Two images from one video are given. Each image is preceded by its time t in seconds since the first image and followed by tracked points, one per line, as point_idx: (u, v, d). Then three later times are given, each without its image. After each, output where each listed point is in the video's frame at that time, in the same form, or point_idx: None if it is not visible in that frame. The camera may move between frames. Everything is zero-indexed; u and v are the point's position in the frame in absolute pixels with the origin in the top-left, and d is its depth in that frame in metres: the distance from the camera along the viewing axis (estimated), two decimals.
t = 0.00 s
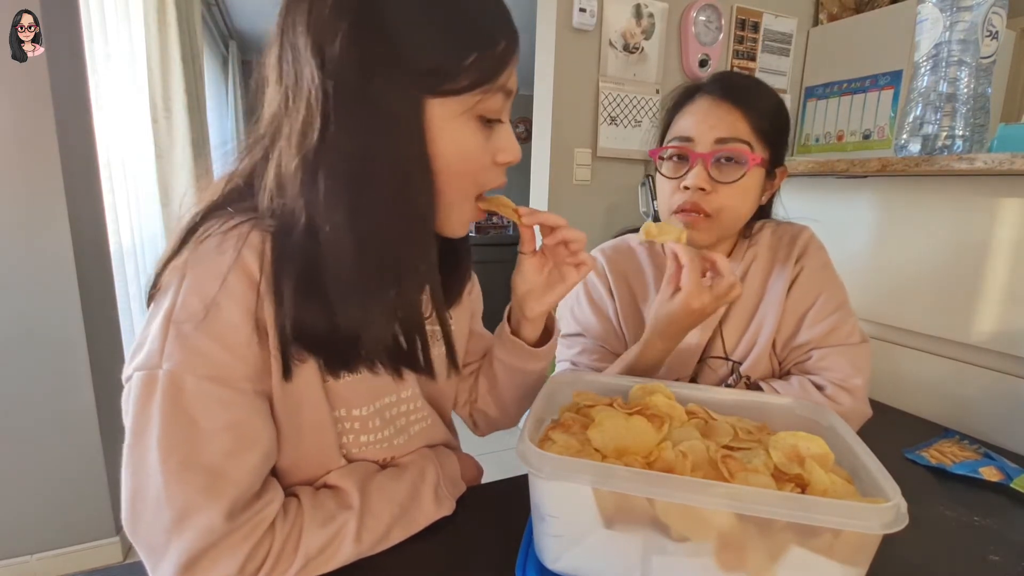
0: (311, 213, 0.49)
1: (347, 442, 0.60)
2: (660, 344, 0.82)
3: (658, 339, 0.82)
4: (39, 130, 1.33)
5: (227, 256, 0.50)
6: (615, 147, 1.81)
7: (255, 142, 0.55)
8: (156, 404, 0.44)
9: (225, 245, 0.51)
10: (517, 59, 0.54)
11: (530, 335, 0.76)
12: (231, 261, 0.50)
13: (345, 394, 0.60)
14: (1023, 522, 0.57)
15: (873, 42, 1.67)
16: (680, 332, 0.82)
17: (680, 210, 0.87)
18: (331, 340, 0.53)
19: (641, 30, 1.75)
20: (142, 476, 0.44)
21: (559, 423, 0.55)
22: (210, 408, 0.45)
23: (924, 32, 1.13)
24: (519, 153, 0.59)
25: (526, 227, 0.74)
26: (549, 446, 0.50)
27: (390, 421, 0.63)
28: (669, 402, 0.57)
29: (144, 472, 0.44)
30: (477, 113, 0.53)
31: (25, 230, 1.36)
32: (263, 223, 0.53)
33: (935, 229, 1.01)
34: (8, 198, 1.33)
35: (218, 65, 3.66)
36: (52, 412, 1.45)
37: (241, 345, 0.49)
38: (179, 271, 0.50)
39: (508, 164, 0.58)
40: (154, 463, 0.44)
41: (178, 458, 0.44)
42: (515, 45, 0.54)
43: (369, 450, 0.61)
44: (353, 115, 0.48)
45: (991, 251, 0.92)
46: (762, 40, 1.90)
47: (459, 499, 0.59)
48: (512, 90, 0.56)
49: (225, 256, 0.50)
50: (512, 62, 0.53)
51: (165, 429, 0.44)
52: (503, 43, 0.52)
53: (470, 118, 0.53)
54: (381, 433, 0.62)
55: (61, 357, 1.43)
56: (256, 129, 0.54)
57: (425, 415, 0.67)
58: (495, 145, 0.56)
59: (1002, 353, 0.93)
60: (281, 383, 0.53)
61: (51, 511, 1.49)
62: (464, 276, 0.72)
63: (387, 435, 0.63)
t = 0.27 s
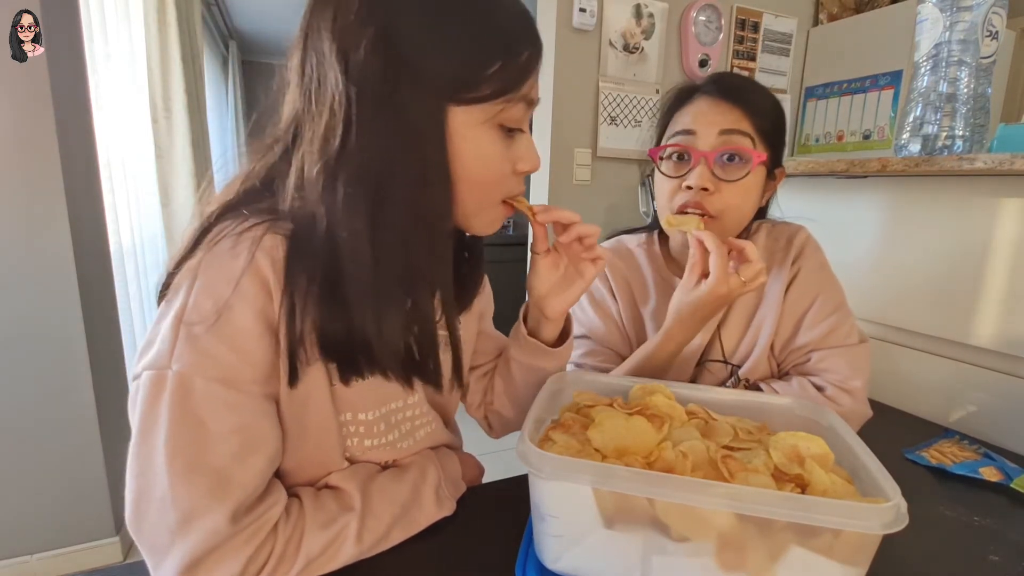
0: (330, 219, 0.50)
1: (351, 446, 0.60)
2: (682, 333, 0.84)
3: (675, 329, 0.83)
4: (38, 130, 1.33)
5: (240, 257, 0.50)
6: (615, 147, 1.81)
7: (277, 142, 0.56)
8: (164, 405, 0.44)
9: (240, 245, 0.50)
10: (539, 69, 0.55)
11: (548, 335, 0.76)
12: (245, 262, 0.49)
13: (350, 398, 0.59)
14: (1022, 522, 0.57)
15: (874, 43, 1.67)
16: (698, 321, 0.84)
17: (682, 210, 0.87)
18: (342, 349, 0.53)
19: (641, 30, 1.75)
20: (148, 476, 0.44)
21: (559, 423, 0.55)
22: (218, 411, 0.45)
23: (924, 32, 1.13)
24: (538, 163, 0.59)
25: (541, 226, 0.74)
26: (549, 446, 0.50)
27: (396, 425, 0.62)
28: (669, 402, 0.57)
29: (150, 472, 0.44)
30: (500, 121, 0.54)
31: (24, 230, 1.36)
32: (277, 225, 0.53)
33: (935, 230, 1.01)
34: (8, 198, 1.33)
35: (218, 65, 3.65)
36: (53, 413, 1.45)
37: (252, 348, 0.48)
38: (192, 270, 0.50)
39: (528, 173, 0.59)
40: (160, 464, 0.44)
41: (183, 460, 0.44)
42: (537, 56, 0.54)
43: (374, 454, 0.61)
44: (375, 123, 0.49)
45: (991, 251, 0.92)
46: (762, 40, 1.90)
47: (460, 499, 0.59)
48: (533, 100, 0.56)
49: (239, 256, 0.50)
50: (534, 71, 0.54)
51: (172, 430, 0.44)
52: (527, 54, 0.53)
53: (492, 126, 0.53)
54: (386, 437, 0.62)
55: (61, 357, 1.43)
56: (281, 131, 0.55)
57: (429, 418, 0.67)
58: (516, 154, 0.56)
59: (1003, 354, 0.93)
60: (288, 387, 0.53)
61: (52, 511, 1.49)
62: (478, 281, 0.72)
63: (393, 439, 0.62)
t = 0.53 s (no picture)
0: (346, 224, 0.51)
1: (355, 450, 0.59)
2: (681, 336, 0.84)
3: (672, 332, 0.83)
4: (38, 130, 1.34)
5: (252, 260, 0.49)
6: (615, 147, 1.81)
7: (292, 146, 0.58)
8: (171, 407, 0.44)
9: (252, 247, 0.50)
10: (557, 76, 0.54)
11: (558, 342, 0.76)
12: (256, 265, 0.49)
13: (355, 402, 0.58)
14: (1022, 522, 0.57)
15: (874, 43, 1.67)
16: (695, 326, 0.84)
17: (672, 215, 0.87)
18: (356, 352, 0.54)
19: (641, 30, 1.75)
20: (153, 477, 0.44)
21: (559, 424, 0.55)
22: (226, 414, 0.45)
23: (924, 32, 1.13)
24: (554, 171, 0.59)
25: (554, 235, 0.76)
26: (549, 446, 0.50)
27: (400, 430, 0.62)
28: (669, 402, 0.57)
29: (155, 473, 0.44)
30: (517, 129, 0.53)
31: (24, 230, 1.36)
32: (291, 228, 0.53)
33: (935, 229, 1.01)
34: (9, 198, 1.33)
35: (218, 66, 3.66)
36: (53, 413, 1.45)
37: (261, 353, 0.48)
38: (202, 272, 0.49)
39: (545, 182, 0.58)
40: (165, 466, 0.44)
41: (189, 462, 0.44)
42: (557, 62, 0.54)
43: (377, 458, 0.60)
44: (391, 128, 0.49)
45: (993, 252, 0.92)
46: (762, 40, 1.90)
47: (460, 500, 0.59)
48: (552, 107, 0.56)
49: (251, 259, 0.49)
50: (552, 79, 0.54)
51: (180, 432, 0.44)
52: (546, 60, 0.52)
53: (509, 133, 0.53)
54: (391, 442, 0.61)
55: (61, 358, 1.43)
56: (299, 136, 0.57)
57: (432, 423, 0.66)
58: (534, 163, 0.56)
59: (1003, 354, 0.93)
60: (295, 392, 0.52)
61: (52, 511, 1.49)
62: (488, 289, 0.73)
63: (397, 444, 0.62)
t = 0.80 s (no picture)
0: (361, 234, 0.50)
1: (358, 454, 0.60)
2: (677, 335, 0.84)
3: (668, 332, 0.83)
4: (38, 130, 1.33)
5: (263, 265, 0.49)
6: (615, 147, 1.81)
7: (308, 150, 0.59)
8: (178, 409, 0.44)
9: (263, 251, 0.50)
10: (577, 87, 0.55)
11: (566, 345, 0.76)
12: (266, 269, 0.49)
13: (362, 406, 0.59)
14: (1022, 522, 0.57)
15: (874, 43, 1.67)
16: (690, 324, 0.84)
17: (664, 217, 0.88)
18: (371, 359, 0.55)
19: (641, 30, 1.75)
20: (158, 477, 0.44)
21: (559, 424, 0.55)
22: (234, 418, 0.45)
23: (924, 32, 1.13)
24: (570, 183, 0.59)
25: (571, 247, 0.75)
26: (549, 446, 0.50)
27: (404, 434, 0.62)
28: (669, 402, 0.57)
29: (159, 473, 0.44)
30: (536, 139, 0.54)
31: (24, 230, 1.36)
32: (303, 230, 0.52)
33: (936, 229, 1.00)
34: (9, 198, 1.33)
35: (218, 66, 3.66)
36: (53, 413, 1.45)
37: (271, 357, 0.48)
38: (212, 274, 0.49)
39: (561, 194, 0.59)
40: (170, 466, 0.44)
41: (194, 464, 0.44)
42: (577, 73, 0.54)
43: (379, 461, 0.61)
44: (408, 137, 0.48)
45: (993, 252, 0.92)
46: (762, 40, 1.90)
47: (460, 500, 0.59)
48: (570, 119, 0.56)
49: (261, 262, 0.49)
50: (572, 90, 0.54)
51: (186, 435, 0.44)
52: (566, 71, 0.52)
53: (527, 144, 0.53)
54: (394, 446, 0.61)
55: (61, 358, 1.43)
56: (314, 140, 0.59)
57: (435, 427, 0.67)
58: (551, 174, 0.56)
59: (1003, 354, 0.93)
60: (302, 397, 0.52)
61: (52, 511, 1.49)
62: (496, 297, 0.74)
63: (401, 449, 0.62)
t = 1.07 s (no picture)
0: (370, 239, 0.50)
1: (359, 455, 0.60)
2: (677, 334, 0.84)
3: (667, 332, 0.83)
4: (38, 130, 1.33)
5: (269, 268, 0.49)
6: (615, 147, 1.81)
7: (315, 152, 0.59)
8: (181, 409, 0.44)
9: (269, 253, 0.50)
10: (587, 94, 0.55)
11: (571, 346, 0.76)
12: (271, 270, 0.49)
13: (365, 407, 0.59)
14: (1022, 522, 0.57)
15: (874, 43, 1.67)
16: (689, 322, 0.84)
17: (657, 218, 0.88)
18: (380, 364, 0.55)
19: (641, 30, 1.75)
20: (160, 477, 0.44)
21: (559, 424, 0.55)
22: (238, 420, 0.45)
23: (924, 32, 1.13)
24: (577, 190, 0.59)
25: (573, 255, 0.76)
26: (549, 446, 0.50)
27: (405, 436, 0.62)
28: (669, 402, 0.57)
29: (162, 474, 0.44)
30: (544, 147, 0.54)
31: (24, 229, 1.36)
32: (309, 231, 0.52)
33: (936, 229, 1.00)
34: (9, 198, 1.33)
35: (218, 66, 3.66)
36: (52, 413, 1.45)
37: (275, 359, 0.48)
38: (216, 275, 0.49)
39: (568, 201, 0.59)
40: (172, 467, 0.44)
41: (196, 465, 0.44)
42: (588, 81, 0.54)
43: (380, 462, 0.61)
44: (417, 143, 0.49)
45: (994, 252, 0.92)
46: (762, 40, 1.89)
47: (461, 500, 0.59)
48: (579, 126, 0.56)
49: (266, 264, 0.49)
50: (582, 98, 0.54)
51: (188, 436, 0.44)
52: (576, 79, 0.53)
53: (535, 151, 0.53)
54: (396, 447, 0.62)
55: (61, 358, 1.43)
56: (321, 142, 0.59)
57: (437, 429, 0.67)
58: (559, 180, 0.56)
59: (1003, 354, 0.93)
60: (304, 399, 0.52)
61: (52, 511, 1.49)
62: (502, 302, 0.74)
63: (403, 451, 0.62)
